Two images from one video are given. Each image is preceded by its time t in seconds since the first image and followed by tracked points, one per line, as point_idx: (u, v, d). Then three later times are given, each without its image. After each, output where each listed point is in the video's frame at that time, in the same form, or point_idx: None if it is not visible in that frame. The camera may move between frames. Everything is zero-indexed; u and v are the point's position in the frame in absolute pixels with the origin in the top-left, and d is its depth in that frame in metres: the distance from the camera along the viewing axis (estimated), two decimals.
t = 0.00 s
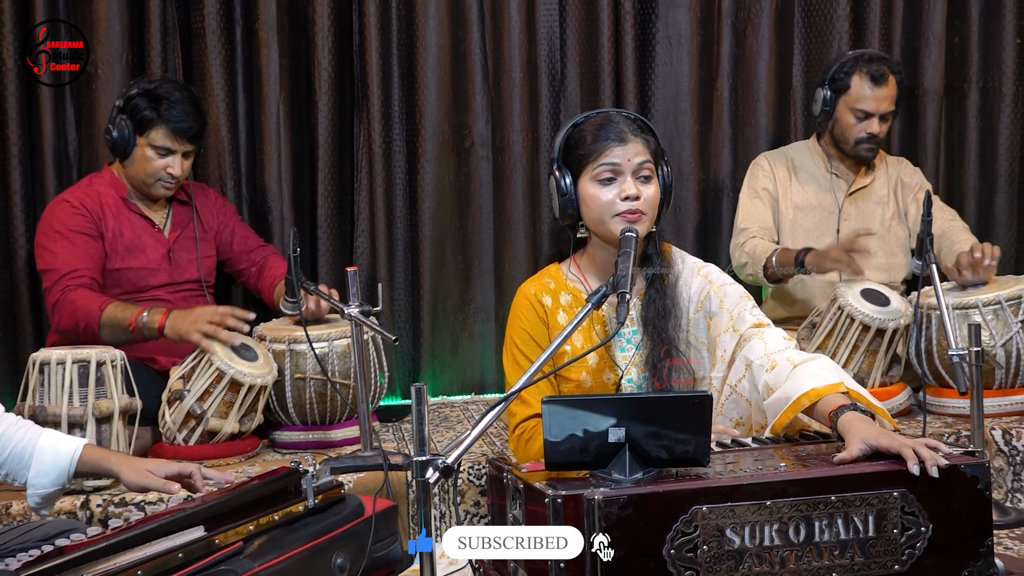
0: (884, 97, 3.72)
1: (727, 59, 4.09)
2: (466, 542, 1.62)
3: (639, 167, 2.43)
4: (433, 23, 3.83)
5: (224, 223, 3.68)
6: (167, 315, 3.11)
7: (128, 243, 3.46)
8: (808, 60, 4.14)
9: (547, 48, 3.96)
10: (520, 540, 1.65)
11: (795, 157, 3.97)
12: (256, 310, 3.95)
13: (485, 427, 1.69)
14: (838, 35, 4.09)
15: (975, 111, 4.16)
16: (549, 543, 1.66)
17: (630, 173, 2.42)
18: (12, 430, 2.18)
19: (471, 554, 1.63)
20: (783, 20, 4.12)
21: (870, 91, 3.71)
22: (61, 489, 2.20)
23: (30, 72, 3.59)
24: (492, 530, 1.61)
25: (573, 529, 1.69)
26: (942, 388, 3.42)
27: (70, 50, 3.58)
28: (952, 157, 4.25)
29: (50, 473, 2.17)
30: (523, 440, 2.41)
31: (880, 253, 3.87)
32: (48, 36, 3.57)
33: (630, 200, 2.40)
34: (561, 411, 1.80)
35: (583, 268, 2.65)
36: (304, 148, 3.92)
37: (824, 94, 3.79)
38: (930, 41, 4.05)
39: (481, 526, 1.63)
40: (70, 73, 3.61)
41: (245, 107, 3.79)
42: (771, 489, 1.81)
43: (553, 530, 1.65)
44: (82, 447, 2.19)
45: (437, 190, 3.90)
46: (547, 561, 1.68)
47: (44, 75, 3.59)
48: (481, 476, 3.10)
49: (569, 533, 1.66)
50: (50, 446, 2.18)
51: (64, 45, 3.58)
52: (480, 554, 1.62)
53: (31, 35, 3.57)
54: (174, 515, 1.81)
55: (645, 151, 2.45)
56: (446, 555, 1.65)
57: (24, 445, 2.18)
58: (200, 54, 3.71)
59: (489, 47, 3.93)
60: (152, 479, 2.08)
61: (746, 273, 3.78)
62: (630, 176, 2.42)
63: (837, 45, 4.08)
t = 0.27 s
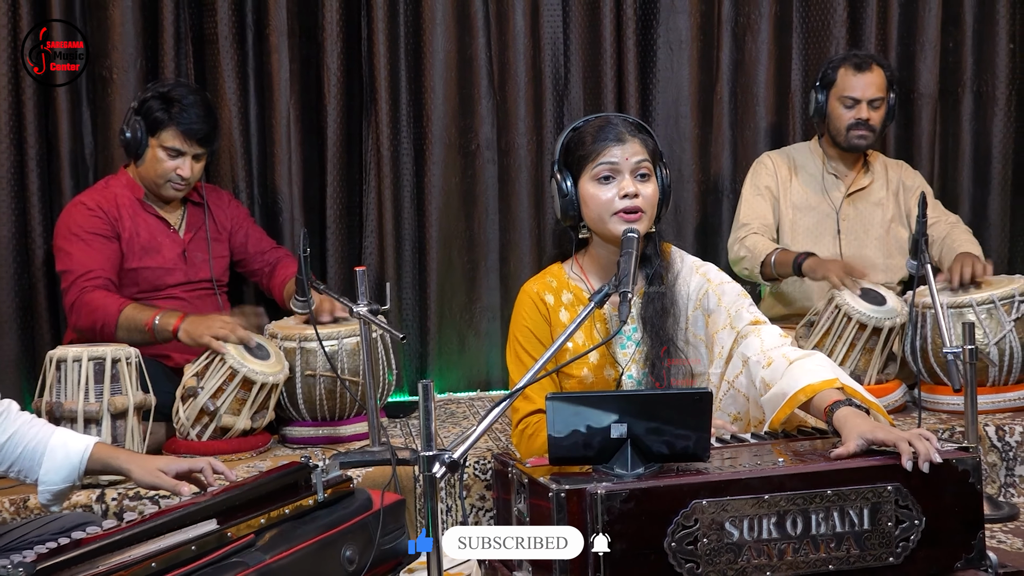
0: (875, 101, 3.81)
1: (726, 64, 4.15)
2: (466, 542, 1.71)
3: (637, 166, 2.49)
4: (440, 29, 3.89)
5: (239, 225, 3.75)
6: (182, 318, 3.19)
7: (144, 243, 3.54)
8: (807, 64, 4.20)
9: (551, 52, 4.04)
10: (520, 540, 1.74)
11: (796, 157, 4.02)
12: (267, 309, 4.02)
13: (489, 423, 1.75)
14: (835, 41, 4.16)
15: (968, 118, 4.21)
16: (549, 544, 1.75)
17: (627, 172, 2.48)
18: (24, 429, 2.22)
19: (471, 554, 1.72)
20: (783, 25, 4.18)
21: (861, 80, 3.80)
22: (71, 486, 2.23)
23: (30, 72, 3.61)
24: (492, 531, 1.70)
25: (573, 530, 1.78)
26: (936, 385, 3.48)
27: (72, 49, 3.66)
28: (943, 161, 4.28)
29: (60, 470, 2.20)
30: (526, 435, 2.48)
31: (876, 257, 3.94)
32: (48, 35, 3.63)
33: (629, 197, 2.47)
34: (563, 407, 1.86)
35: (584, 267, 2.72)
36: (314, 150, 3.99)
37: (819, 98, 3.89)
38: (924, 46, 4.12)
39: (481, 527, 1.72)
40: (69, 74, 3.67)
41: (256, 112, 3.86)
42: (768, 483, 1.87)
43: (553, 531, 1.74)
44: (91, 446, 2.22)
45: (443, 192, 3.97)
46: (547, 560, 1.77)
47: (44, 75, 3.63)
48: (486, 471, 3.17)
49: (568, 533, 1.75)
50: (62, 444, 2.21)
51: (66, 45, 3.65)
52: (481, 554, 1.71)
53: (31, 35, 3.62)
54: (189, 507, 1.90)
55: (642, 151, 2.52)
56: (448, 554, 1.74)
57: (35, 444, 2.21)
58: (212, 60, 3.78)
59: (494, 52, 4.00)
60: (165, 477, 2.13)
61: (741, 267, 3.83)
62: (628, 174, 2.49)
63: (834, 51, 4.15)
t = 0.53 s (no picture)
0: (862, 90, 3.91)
1: (729, 69, 4.23)
2: (466, 542, 1.65)
3: (639, 167, 2.57)
4: (450, 35, 3.97)
5: (254, 227, 3.85)
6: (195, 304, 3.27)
7: (163, 242, 3.62)
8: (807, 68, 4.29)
9: (558, 59, 4.11)
10: (520, 540, 1.65)
11: (796, 160, 4.09)
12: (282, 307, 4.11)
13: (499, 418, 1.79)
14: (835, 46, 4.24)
15: (966, 119, 4.30)
16: (549, 544, 1.67)
17: (630, 173, 2.56)
18: (48, 423, 2.23)
19: (472, 555, 1.65)
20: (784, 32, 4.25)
21: (847, 69, 3.95)
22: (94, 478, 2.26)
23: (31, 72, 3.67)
24: (492, 532, 1.63)
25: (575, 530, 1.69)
26: (935, 382, 3.54)
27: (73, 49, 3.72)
28: (943, 162, 4.38)
29: (85, 463, 2.22)
30: (536, 428, 2.56)
31: (875, 254, 4.01)
32: (48, 35, 3.67)
33: (632, 198, 2.54)
34: (571, 403, 1.93)
35: (593, 267, 2.79)
36: (328, 153, 4.07)
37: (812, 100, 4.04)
38: (923, 52, 4.20)
39: (481, 526, 1.65)
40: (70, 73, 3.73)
41: (272, 115, 3.95)
42: (771, 478, 1.89)
43: (554, 530, 1.65)
44: (116, 441, 2.25)
45: (453, 193, 4.05)
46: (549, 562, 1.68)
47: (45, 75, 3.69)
48: (495, 465, 3.25)
49: (569, 533, 1.66)
50: (86, 438, 2.23)
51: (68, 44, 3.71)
52: (481, 554, 1.64)
53: (32, 35, 3.67)
54: (203, 500, 1.94)
55: (644, 152, 2.59)
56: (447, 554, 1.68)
57: (60, 438, 2.23)
58: (229, 65, 3.87)
59: (503, 57, 4.08)
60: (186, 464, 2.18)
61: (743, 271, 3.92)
62: (631, 175, 2.56)
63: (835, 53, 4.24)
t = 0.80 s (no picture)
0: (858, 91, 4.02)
1: (731, 74, 4.33)
2: (466, 542, 1.69)
3: (641, 171, 2.64)
4: (459, 41, 4.04)
5: (268, 223, 3.93)
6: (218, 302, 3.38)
7: (179, 243, 3.70)
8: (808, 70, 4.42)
9: (564, 63, 4.20)
10: (520, 540, 1.70)
11: (796, 160, 4.19)
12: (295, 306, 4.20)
13: (507, 414, 1.83)
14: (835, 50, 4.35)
15: (964, 120, 4.48)
16: (548, 544, 1.72)
17: (632, 178, 2.63)
18: (69, 420, 2.30)
19: (471, 554, 1.69)
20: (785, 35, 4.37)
21: (843, 72, 4.06)
22: (116, 475, 2.30)
23: (30, 71, 3.72)
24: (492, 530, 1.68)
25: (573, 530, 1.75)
26: (932, 380, 3.61)
27: (71, 49, 3.79)
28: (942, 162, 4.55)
29: (104, 459, 2.28)
30: (544, 424, 2.63)
31: (872, 253, 4.10)
32: (48, 35, 3.73)
33: (635, 202, 2.61)
34: (577, 400, 1.99)
35: (599, 267, 2.86)
36: (339, 154, 4.15)
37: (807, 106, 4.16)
38: (921, 56, 4.31)
39: (481, 526, 1.70)
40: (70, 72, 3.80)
41: (285, 119, 4.03)
42: (773, 474, 1.94)
43: (553, 531, 1.71)
44: (135, 437, 2.29)
45: (461, 196, 4.11)
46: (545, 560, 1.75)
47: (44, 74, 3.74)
48: (503, 460, 3.33)
49: (569, 533, 1.72)
50: (105, 434, 2.29)
51: (66, 45, 3.77)
52: (481, 554, 1.69)
53: (31, 35, 3.72)
54: (220, 493, 2.04)
55: (646, 157, 2.66)
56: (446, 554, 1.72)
57: (80, 434, 2.29)
58: (244, 71, 3.95)
59: (510, 62, 4.14)
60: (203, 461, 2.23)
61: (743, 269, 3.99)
62: (633, 180, 2.63)
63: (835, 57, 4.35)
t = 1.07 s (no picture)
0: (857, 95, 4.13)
1: (732, 78, 4.41)
2: (466, 542, 1.75)
3: (646, 174, 2.71)
4: (466, 46, 4.12)
5: (278, 223, 4.01)
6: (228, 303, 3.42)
7: (192, 244, 3.77)
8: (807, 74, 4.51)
9: (569, 69, 4.29)
10: (520, 540, 1.75)
11: (795, 163, 4.30)
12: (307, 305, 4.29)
13: (511, 411, 1.92)
14: (834, 54, 4.44)
15: (960, 122, 4.58)
16: (549, 543, 1.75)
17: (637, 180, 2.69)
18: (92, 414, 2.36)
19: (472, 553, 1.75)
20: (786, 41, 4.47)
21: (841, 77, 4.17)
22: (137, 467, 2.35)
23: (31, 73, 3.81)
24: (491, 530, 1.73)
25: (573, 530, 1.78)
26: (929, 376, 3.66)
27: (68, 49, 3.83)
28: (938, 165, 4.66)
29: (126, 452, 2.33)
30: (549, 420, 2.71)
31: (870, 253, 4.21)
32: (47, 35, 3.80)
33: (637, 205, 2.68)
34: (582, 397, 2.04)
35: (601, 266, 2.93)
36: (350, 156, 4.23)
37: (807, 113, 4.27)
38: (918, 61, 4.41)
39: (480, 527, 1.75)
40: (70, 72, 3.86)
41: (296, 121, 4.11)
42: (771, 468, 1.98)
43: (553, 531, 1.74)
44: (154, 431, 2.34)
45: (468, 197, 4.20)
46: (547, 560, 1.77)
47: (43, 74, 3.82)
48: (509, 455, 3.40)
49: (569, 533, 1.75)
50: (127, 429, 2.34)
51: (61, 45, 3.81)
52: (481, 553, 1.75)
53: (32, 35, 3.80)
54: (232, 487, 2.10)
55: (652, 161, 2.72)
56: (449, 553, 1.78)
57: (102, 428, 2.35)
58: (256, 75, 4.02)
59: (516, 67, 4.22)
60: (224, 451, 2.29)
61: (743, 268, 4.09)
62: (637, 182, 2.70)
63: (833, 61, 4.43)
